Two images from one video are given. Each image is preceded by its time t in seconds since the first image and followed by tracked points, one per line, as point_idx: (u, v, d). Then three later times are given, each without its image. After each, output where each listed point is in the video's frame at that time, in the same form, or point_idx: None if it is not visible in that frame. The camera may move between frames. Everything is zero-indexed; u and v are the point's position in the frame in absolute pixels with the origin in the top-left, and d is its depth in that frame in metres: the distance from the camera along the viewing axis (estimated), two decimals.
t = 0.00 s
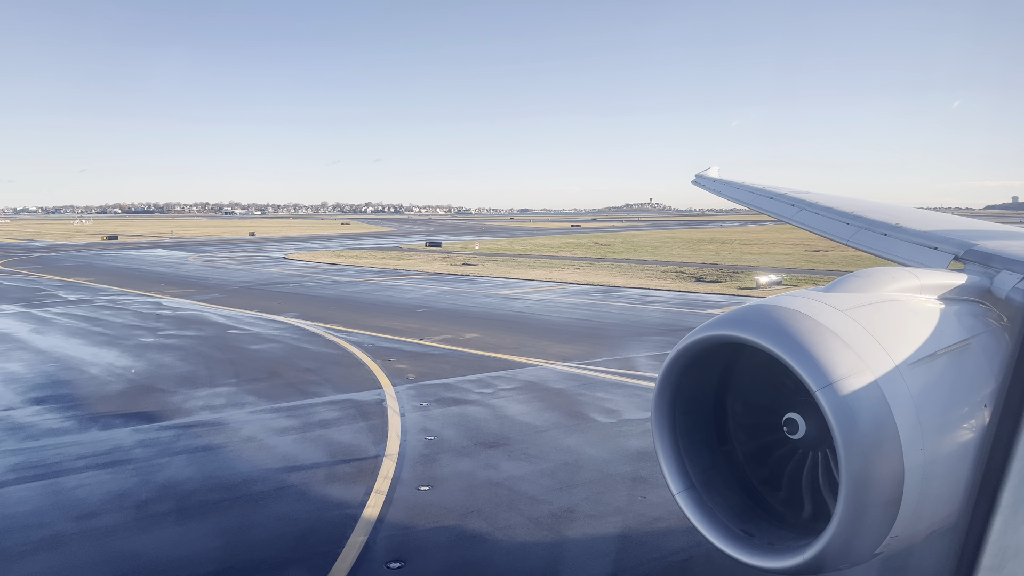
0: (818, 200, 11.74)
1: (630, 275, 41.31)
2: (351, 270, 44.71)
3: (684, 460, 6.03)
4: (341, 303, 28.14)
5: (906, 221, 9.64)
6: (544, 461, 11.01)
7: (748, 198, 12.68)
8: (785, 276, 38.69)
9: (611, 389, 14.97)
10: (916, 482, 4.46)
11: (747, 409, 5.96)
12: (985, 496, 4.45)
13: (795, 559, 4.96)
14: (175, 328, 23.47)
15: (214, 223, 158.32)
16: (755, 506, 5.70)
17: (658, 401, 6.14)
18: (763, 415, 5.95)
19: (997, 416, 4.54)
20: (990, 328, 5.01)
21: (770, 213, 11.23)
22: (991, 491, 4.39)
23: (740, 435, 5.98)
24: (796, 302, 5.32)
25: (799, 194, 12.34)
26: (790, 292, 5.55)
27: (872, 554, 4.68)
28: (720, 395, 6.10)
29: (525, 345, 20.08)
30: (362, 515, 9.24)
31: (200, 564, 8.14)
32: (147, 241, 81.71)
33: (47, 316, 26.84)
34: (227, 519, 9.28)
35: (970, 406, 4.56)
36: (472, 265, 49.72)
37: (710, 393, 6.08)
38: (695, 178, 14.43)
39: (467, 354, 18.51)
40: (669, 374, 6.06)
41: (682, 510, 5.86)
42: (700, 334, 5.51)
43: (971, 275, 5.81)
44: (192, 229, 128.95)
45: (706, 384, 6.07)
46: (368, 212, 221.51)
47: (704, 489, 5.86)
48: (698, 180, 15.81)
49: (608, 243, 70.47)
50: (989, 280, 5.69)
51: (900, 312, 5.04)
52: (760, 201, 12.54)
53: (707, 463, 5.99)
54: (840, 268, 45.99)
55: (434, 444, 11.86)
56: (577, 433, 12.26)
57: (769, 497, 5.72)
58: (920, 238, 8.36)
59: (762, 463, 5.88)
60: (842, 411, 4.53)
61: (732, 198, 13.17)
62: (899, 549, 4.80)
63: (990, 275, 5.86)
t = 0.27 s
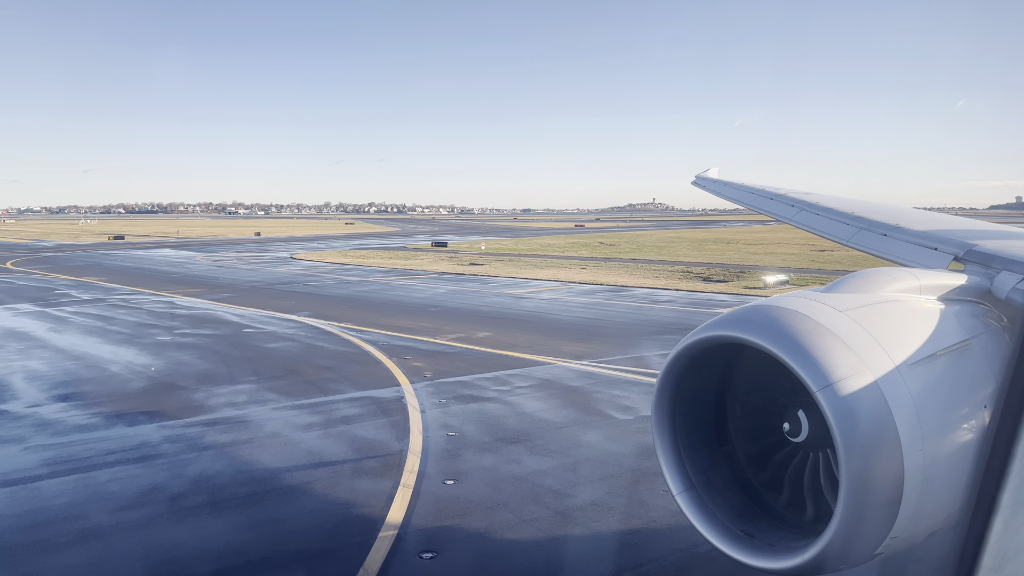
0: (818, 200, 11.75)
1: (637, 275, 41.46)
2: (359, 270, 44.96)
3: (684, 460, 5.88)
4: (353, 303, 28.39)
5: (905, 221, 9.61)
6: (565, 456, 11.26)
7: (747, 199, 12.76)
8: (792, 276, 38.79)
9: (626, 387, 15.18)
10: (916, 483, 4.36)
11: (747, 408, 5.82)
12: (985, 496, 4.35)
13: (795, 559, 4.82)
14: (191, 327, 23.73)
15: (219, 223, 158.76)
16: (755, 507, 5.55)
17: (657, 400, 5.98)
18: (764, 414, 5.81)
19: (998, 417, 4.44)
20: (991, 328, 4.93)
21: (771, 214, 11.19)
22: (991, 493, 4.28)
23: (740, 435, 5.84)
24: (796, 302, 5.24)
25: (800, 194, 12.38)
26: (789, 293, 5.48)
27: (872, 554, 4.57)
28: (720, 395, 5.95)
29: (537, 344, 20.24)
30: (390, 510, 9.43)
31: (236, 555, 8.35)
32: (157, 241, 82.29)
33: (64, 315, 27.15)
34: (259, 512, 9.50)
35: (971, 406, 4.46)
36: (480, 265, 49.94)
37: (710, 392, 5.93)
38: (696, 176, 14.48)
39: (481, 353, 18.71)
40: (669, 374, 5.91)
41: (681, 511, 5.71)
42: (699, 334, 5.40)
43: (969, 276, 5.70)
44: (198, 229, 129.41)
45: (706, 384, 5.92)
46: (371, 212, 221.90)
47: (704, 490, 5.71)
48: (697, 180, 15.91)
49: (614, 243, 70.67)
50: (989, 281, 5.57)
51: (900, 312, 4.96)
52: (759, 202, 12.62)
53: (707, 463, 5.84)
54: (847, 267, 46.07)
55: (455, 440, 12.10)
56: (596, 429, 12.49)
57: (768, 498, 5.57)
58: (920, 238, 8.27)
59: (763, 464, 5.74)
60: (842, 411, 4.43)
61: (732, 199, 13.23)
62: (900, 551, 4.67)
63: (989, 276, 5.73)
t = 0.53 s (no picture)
0: (819, 200, 11.80)
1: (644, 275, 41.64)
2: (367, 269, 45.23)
3: (684, 460, 5.90)
4: (365, 302, 28.66)
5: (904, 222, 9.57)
6: (586, 451, 11.49)
7: (747, 199, 12.87)
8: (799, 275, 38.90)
9: (640, 385, 15.39)
10: (916, 482, 4.36)
11: (748, 407, 5.85)
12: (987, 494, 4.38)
13: (795, 559, 4.83)
14: (206, 325, 24.03)
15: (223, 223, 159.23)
16: (755, 507, 5.57)
17: (657, 400, 6.00)
18: (764, 415, 5.84)
19: (997, 416, 4.47)
20: (991, 328, 4.94)
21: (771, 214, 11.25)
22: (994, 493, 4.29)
23: (740, 434, 5.88)
24: (796, 301, 5.23)
25: (799, 194, 12.46)
26: (789, 292, 5.47)
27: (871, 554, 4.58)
28: (720, 395, 5.97)
29: (549, 343, 20.45)
30: (417, 502, 9.70)
31: (273, 545, 8.62)
32: (166, 241, 82.76)
33: (79, 314, 27.49)
34: (290, 505, 9.75)
35: (970, 406, 4.47)
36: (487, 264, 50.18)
37: (710, 392, 5.94)
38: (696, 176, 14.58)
39: (496, 351, 18.95)
40: (669, 374, 5.93)
41: (681, 511, 5.73)
42: (699, 334, 5.40)
43: (970, 276, 5.70)
44: (203, 229, 129.92)
45: (706, 384, 5.92)
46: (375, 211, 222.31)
47: (704, 489, 5.73)
48: (697, 180, 16.04)
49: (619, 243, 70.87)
50: (990, 281, 5.56)
51: (899, 312, 4.95)
52: (760, 201, 12.73)
53: (707, 463, 5.86)
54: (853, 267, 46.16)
55: (476, 436, 12.34)
56: (615, 426, 12.72)
57: (768, 498, 5.59)
58: (920, 238, 8.27)
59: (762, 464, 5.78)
60: (842, 411, 4.43)
61: (732, 198, 13.31)
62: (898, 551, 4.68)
63: (990, 275, 5.75)
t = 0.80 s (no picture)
0: (820, 200, 11.99)
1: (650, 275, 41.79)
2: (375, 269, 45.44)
3: (684, 460, 6.08)
4: (376, 301, 28.92)
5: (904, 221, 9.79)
6: (607, 445, 11.77)
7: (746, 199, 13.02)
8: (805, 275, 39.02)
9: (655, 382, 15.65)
10: (916, 482, 4.51)
11: (746, 406, 6.05)
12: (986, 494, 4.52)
13: (795, 559, 4.99)
14: (222, 324, 24.32)
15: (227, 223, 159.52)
16: (754, 506, 5.76)
17: (657, 401, 6.20)
18: (763, 414, 6.04)
19: (996, 415, 4.63)
20: (990, 328, 5.11)
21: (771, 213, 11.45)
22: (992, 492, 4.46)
23: (739, 434, 6.07)
24: (797, 302, 5.41)
25: (799, 194, 12.66)
26: (790, 293, 5.64)
27: (871, 553, 4.73)
28: (719, 395, 6.16)
29: (562, 341, 20.70)
30: (447, 492, 10.02)
31: (310, 534, 8.92)
32: (175, 241, 83.17)
33: (93, 312, 27.77)
34: (323, 496, 10.07)
35: (970, 405, 4.63)
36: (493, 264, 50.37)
37: (709, 392, 6.14)
38: (696, 177, 14.82)
39: (511, 349, 19.23)
40: (669, 374, 6.13)
41: (682, 510, 5.90)
42: (699, 335, 5.59)
43: (971, 276, 5.88)
44: (208, 229, 130.19)
45: (705, 385, 6.13)
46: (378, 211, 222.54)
47: (704, 489, 5.91)
48: (696, 179, 16.28)
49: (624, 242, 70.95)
50: (989, 281, 5.75)
51: (899, 312, 5.11)
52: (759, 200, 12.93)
53: (707, 463, 6.04)
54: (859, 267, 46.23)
55: (498, 431, 12.62)
56: (634, 421, 12.98)
57: (767, 497, 5.78)
58: (919, 237, 8.45)
59: (761, 463, 5.96)
60: (842, 411, 4.58)
61: (733, 198, 13.53)
62: (897, 549, 4.84)
63: (991, 275, 5.92)
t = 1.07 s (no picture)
0: (819, 200, 12.20)
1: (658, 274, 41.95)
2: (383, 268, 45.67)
3: (684, 460, 6.12)
4: (388, 300, 29.15)
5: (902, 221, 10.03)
6: (627, 441, 12.02)
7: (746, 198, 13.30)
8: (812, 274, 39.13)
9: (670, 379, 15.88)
10: (915, 482, 4.56)
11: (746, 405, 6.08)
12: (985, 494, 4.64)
13: (795, 559, 5.01)
14: (237, 323, 24.59)
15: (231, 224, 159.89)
16: (754, 506, 5.78)
17: (657, 401, 6.24)
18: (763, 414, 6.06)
19: (996, 416, 4.71)
20: (990, 329, 5.19)
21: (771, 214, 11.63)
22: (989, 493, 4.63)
23: (740, 433, 6.10)
24: (797, 302, 5.46)
25: (798, 195, 12.86)
26: (790, 294, 5.70)
27: (871, 554, 4.76)
28: (720, 395, 6.20)
29: (575, 340, 20.92)
30: (475, 485, 10.30)
31: (343, 526, 9.18)
32: (186, 240, 84.01)
33: (108, 311, 28.03)
34: (351, 490, 10.33)
35: (970, 406, 4.70)
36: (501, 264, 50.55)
37: (709, 392, 6.18)
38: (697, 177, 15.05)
39: (526, 347, 19.47)
40: (669, 374, 6.16)
41: (682, 510, 5.94)
42: (699, 335, 5.62)
43: (971, 276, 5.96)
44: (213, 229, 130.57)
45: (705, 384, 6.17)
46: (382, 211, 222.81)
47: (704, 490, 5.95)
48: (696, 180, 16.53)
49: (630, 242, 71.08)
50: (990, 281, 5.81)
51: (899, 312, 5.17)
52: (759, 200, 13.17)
53: (707, 463, 6.08)
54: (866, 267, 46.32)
55: (519, 426, 12.88)
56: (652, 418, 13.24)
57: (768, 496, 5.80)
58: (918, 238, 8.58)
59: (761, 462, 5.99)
60: (842, 412, 4.62)
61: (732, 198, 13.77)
62: (897, 550, 4.87)
63: (990, 275, 5.98)
